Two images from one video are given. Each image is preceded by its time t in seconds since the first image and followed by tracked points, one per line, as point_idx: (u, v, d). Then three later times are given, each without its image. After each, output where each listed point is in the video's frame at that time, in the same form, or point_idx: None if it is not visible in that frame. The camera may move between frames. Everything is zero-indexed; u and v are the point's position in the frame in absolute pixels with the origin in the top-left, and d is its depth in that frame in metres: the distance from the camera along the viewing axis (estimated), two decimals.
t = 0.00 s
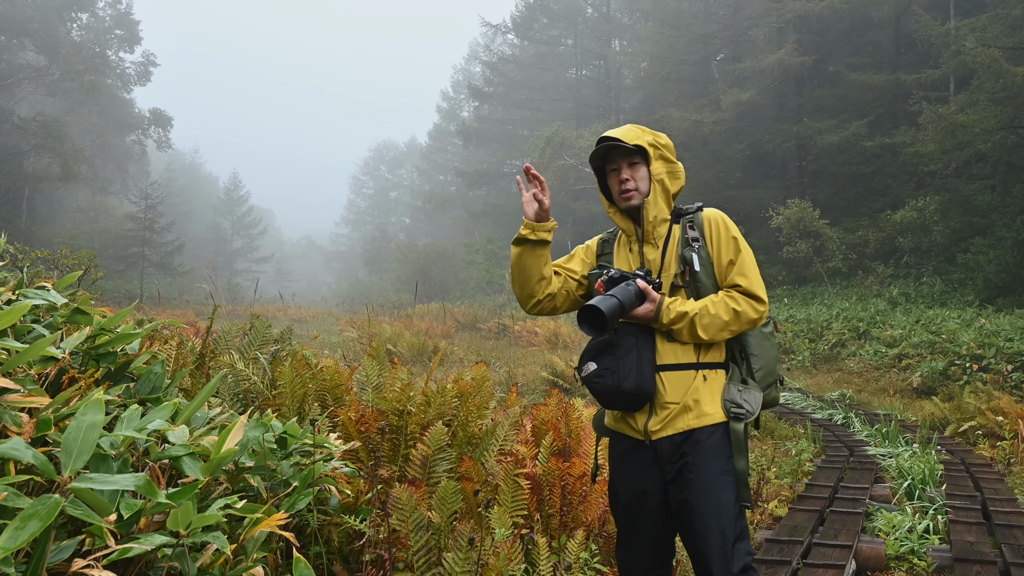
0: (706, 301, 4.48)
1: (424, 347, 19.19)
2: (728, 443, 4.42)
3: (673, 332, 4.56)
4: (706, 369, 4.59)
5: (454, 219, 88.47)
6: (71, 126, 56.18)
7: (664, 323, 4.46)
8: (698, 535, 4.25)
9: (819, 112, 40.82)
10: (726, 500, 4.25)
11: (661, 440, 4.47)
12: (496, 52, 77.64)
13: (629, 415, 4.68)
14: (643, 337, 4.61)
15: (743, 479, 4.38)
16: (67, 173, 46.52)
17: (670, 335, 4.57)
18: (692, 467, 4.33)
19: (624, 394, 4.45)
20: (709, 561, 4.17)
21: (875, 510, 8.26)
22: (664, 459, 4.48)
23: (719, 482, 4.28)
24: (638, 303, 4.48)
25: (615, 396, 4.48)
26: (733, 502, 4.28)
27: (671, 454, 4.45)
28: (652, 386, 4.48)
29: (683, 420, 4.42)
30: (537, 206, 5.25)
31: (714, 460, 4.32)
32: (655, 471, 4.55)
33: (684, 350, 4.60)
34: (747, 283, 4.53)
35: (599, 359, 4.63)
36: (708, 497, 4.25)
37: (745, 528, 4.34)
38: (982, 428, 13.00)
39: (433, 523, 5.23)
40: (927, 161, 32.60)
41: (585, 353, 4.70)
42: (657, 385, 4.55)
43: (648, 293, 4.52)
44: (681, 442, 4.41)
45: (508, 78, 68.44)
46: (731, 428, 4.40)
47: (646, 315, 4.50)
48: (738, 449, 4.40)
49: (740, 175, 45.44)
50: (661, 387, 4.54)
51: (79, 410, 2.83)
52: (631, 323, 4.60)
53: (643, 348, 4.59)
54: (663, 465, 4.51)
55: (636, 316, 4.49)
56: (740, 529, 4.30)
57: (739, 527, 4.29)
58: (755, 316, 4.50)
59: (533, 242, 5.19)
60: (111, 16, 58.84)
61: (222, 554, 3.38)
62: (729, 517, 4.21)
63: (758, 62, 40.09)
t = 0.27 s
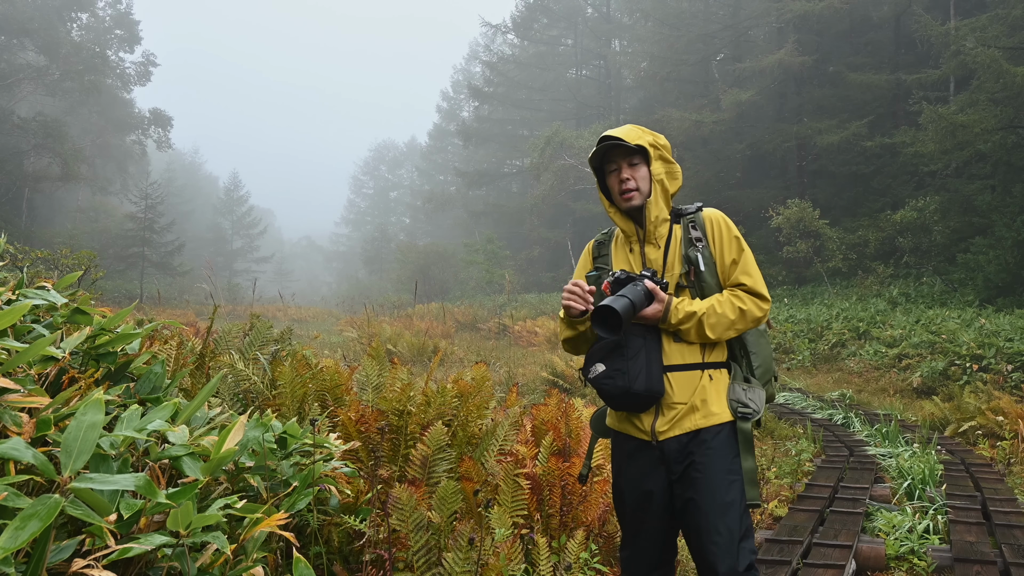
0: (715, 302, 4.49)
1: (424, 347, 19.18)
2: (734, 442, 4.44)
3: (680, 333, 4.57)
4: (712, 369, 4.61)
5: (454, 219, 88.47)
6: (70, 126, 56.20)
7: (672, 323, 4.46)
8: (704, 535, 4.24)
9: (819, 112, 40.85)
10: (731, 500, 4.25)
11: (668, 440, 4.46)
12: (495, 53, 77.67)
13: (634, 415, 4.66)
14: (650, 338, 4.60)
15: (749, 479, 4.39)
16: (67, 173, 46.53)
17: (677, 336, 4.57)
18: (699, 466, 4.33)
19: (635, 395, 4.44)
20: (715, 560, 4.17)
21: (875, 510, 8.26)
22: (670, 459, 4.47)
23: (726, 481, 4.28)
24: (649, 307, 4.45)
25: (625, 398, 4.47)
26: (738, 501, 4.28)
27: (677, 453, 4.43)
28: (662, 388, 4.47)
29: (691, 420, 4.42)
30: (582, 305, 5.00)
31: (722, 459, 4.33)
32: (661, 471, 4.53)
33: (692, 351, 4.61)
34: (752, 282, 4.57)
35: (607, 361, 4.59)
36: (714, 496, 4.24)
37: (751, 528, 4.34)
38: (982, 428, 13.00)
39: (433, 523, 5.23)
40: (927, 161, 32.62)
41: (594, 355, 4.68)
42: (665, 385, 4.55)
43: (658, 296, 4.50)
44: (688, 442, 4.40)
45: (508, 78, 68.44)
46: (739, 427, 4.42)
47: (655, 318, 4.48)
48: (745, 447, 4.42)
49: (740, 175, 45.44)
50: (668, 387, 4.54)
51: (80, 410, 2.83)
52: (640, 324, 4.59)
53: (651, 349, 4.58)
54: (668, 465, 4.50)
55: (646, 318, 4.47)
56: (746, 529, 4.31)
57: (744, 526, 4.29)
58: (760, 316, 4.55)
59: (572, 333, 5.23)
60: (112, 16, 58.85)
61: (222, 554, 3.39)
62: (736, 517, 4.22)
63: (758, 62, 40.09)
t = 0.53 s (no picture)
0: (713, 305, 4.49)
1: (424, 347, 19.18)
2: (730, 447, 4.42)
3: (678, 337, 4.57)
4: (711, 372, 4.59)
5: (454, 219, 88.47)
6: (71, 126, 56.23)
7: (669, 327, 4.47)
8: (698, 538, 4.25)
9: (819, 112, 40.85)
10: (726, 503, 4.25)
11: (665, 442, 4.46)
12: (496, 53, 77.65)
13: (632, 417, 4.68)
14: (648, 342, 4.61)
15: (745, 483, 4.36)
16: (67, 173, 46.54)
17: (674, 340, 4.58)
18: (695, 469, 4.33)
19: (630, 400, 4.45)
20: (707, 562, 4.17)
21: (875, 510, 8.25)
22: (667, 461, 4.48)
23: (721, 484, 4.28)
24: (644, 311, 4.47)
25: (621, 402, 4.48)
26: (733, 504, 4.27)
27: (673, 456, 4.44)
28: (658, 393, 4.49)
29: (687, 423, 4.42)
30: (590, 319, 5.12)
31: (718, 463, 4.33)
32: (658, 472, 4.55)
33: (690, 355, 4.60)
34: (752, 286, 4.54)
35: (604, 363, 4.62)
36: (709, 500, 4.24)
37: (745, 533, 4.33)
38: (982, 428, 13.01)
39: (433, 523, 5.23)
40: (927, 161, 32.64)
41: (590, 357, 4.68)
42: (661, 388, 4.56)
43: (653, 301, 4.52)
44: (684, 445, 4.40)
45: (508, 78, 68.44)
46: (736, 431, 4.40)
47: (651, 321, 4.50)
48: (742, 451, 4.40)
49: (740, 175, 45.46)
50: (665, 391, 4.54)
51: (79, 411, 2.83)
52: (637, 328, 4.59)
53: (648, 353, 4.58)
54: (666, 467, 4.51)
55: (642, 322, 4.50)
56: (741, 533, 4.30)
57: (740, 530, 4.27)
58: (759, 320, 4.52)
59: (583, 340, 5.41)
60: (111, 16, 58.86)
61: (222, 554, 3.39)
62: (730, 520, 4.21)
63: (758, 62, 40.07)
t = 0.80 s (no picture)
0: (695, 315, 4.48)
1: (424, 347, 19.19)
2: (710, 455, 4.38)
3: (662, 343, 4.57)
4: (697, 380, 4.56)
5: (454, 219, 88.46)
6: (71, 126, 56.23)
7: (650, 335, 4.49)
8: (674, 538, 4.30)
9: (819, 112, 40.87)
10: (704, 509, 4.23)
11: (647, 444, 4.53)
12: (496, 53, 77.62)
13: (622, 419, 4.76)
14: (635, 347, 4.65)
15: (726, 493, 4.31)
16: (67, 173, 46.56)
17: (658, 346, 4.60)
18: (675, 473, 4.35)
19: (609, 405, 4.53)
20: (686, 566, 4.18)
21: (875, 510, 8.25)
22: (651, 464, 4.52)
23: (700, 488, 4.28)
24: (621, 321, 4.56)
25: (602, 405, 4.57)
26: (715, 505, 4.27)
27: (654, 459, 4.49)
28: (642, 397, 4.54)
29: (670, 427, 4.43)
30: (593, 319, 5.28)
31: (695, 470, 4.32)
32: (645, 472, 4.60)
33: (676, 361, 4.58)
34: (740, 297, 4.40)
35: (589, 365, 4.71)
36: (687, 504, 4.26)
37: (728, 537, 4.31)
38: (982, 428, 13.00)
39: (433, 523, 5.23)
40: (927, 161, 32.65)
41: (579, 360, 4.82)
42: (645, 394, 4.60)
43: (636, 309, 4.57)
44: (667, 449, 4.41)
45: (508, 78, 68.43)
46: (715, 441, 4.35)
47: (633, 328, 4.57)
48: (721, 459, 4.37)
49: (740, 175, 45.45)
50: (649, 396, 4.59)
51: (79, 410, 2.83)
52: (623, 335, 4.65)
53: (633, 357, 4.62)
54: (651, 469, 4.55)
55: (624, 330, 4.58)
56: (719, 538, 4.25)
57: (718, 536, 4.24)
58: (749, 331, 4.37)
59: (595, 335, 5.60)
60: (111, 16, 58.86)
61: (222, 554, 3.39)
62: (707, 527, 4.19)
63: (758, 62, 40.07)
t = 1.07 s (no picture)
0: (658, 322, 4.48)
1: (424, 347, 19.19)
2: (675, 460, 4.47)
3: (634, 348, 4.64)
4: (668, 386, 4.57)
5: (454, 219, 88.42)
6: (71, 126, 56.22)
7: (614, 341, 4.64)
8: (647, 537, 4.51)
9: (819, 112, 40.87)
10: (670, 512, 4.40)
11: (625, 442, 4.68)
12: (495, 53, 77.58)
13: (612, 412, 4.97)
14: (612, 349, 4.83)
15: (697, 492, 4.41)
16: (67, 173, 46.57)
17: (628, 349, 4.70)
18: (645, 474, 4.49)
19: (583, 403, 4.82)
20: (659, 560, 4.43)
21: (875, 510, 8.25)
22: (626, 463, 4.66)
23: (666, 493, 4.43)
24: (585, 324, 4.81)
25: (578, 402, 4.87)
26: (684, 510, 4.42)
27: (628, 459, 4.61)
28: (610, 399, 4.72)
29: (639, 431, 4.52)
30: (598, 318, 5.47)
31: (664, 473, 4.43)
32: (624, 469, 4.72)
33: (648, 366, 4.63)
34: (694, 310, 4.26)
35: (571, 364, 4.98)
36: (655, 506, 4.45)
37: (697, 539, 4.41)
38: (982, 428, 12.99)
39: (433, 523, 5.23)
40: (927, 161, 32.66)
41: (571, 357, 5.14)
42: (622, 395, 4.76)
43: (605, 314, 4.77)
44: (640, 452, 4.50)
45: (508, 78, 68.40)
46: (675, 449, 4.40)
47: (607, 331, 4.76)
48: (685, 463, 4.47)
49: (740, 175, 45.46)
50: (624, 398, 4.74)
51: (79, 410, 2.82)
52: (601, 337, 4.86)
53: (607, 360, 4.79)
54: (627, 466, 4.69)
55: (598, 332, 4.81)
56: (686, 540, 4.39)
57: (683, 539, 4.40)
58: (704, 346, 4.24)
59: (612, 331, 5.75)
60: (111, 16, 58.86)
61: (222, 554, 3.39)
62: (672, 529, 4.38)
63: (757, 62, 40.07)
